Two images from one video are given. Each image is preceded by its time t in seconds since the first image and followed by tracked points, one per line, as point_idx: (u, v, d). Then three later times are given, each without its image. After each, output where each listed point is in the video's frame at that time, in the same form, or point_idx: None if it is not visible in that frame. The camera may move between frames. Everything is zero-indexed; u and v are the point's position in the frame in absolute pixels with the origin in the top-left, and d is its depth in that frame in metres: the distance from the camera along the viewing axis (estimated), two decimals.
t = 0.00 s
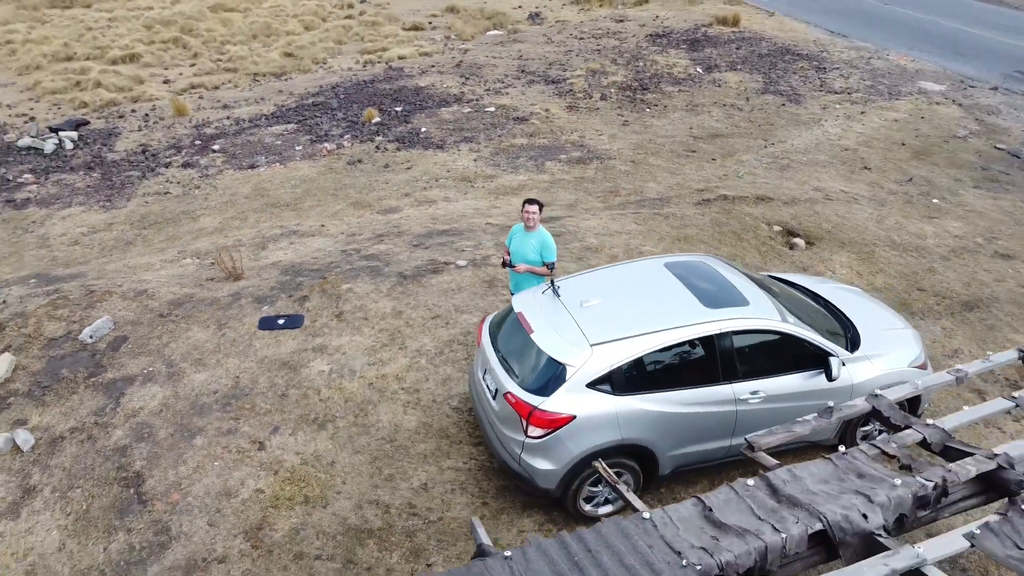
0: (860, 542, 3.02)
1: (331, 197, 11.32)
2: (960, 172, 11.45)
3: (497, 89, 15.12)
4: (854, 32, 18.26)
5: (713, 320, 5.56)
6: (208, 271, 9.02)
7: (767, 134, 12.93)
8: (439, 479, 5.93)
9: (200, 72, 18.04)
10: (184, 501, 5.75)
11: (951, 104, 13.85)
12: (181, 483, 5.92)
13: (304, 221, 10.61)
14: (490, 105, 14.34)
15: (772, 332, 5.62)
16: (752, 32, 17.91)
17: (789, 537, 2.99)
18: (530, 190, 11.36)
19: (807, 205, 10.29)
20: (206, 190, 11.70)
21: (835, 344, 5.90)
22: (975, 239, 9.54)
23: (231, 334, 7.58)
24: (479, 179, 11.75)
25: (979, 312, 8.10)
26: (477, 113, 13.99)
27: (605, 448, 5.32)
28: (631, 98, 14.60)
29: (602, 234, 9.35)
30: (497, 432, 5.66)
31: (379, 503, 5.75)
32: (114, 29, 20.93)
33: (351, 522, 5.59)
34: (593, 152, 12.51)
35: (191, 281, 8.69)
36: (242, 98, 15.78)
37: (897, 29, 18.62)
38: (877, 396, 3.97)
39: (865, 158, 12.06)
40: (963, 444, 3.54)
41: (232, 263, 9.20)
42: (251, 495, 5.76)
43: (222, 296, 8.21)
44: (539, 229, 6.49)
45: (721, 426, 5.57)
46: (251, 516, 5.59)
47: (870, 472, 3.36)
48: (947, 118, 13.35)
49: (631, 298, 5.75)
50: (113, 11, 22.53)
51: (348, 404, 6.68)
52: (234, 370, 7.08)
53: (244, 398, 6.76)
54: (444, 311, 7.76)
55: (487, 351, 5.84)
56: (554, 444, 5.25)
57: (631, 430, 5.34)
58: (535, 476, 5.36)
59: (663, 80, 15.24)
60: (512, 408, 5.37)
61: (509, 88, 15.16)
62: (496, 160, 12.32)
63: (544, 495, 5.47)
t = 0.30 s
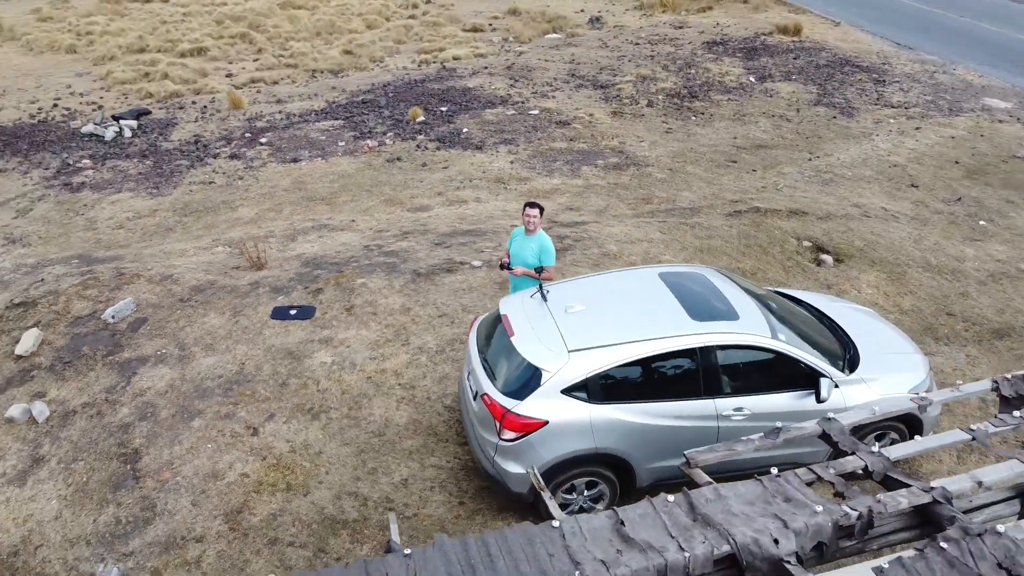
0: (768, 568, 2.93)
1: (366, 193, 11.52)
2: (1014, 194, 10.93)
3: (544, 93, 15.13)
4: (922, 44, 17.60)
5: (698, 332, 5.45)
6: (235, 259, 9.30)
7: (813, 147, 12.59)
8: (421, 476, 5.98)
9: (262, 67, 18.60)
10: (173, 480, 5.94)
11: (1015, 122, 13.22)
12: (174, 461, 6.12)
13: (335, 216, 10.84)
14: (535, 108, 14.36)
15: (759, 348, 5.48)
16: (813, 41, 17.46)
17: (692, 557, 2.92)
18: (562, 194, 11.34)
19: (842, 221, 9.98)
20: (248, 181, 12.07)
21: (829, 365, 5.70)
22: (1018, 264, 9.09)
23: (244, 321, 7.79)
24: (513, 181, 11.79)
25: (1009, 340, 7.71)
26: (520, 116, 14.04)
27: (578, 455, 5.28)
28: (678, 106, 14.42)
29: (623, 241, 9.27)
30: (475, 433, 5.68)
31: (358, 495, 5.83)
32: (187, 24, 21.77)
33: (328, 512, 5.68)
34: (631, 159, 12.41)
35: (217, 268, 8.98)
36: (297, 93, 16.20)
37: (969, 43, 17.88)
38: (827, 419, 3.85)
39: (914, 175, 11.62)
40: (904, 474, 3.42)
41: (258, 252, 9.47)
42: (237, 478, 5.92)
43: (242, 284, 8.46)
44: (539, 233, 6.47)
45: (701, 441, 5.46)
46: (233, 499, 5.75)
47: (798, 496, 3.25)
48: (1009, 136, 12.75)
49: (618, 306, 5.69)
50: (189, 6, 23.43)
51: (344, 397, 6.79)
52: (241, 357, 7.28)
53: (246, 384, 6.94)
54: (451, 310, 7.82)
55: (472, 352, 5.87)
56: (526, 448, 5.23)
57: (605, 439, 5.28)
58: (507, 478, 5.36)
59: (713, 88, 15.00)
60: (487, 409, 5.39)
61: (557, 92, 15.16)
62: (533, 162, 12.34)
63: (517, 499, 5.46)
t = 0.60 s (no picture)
0: None
1: (399, 192, 11.67)
2: None
3: (590, 99, 15.06)
4: (993, 60, 16.84)
5: (679, 345, 5.36)
6: (261, 250, 9.55)
7: (860, 163, 12.20)
8: (402, 473, 6.03)
9: (321, 65, 19.05)
10: (165, 461, 6.14)
11: None
12: (169, 443, 6.32)
13: (366, 213, 11.02)
14: (578, 113, 14.31)
15: (742, 365, 5.34)
16: (875, 54, 16.91)
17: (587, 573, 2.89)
18: (592, 202, 11.28)
19: (876, 240, 9.64)
20: (289, 176, 12.37)
21: (818, 387, 5.53)
22: None
23: (258, 312, 8.00)
24: (546, 186, 11.77)
25: None
26: (563, 121, 14.01)
27: (549, 463, 5.25)
28: (725, 116, 14.16)
29: (643, 250, 9.15)
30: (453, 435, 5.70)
31: (338, 488, 5.91)
32: (255, 21, 22.46)
33: (306, 503, 5.78)
34: (668, 168, 12.25)
35: (242, 258, 9.24)
36: (349, 92, 16.53)
37: None
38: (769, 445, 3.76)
39: (963, 196, 11.13)
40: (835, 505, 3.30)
41: (284, 245, 9.70)
42: (224, 463, 6.07)
43: (262, 275, 8.68)
44: (537, 238, 6.40)
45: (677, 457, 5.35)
46: (218, 483, 5.90)
47: (715, 518, 3.17)
48: None
49: (601, 314, 5.63)
50: (260, 4, 24.17)
51: (340, 391, 6.90)
52: (248, 346, 7.48)
53: (249, 373, 7.12)
54: (458, 312, 7.86)
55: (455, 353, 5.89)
56: (495, 453, 5.23)
57: (577, 449, 5.23)
58: (478, 481, 5.36)
59: (763, 99, 14.68)
60: (462, 411, 5.40)
61: (603, 98, 15.07)
62: (568, 168, 12.30)
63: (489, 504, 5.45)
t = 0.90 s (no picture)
0: None
1: (433, 193, 11.79)
2: None
3: (637, 106, 14.91)
4: None
5: (659, 358, 5.26)
6: (289, 244, 9.78)
7: (908, 182, 11.75)
8: (385, 471, 6.08)
9: (379, 65, 19.40)
10: (162, 443, 6.35)
11: None
12: (168, 426, 6.53)
13: (398, 213, 11.17)
14: (623, 121, 14.19)
15: (722, 383, 5.21)
16: (942, 70, 16.26)
17: None
18: (624, 210, 11.17)
19: (912, 263, 9.26)
20: (329, 172, 12.63)
21: (804, 411, 5.35)
22: None
23: (273, 304, 8.19)
24: (580, 192, 11.71)
25: None
26: (606, 128, 13.92)
27: (520, 471, 5.22)
28: (774, 129, 13.83)
29: (664, 262, 9.02)
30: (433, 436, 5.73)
31: (321, 481, 6.01)
32: (322, 21, 23.02)
33: (288, 493, 5.89)
34: (706, 180, 12.04)
35: (268, 251, 9.48)
36: (401, 93, 16.78)
37: None
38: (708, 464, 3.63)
39: (1016, 220, 10.59)
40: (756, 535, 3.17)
41: (312, 240, 9.91)
42: (216, 449, 6.24)
43: (284, 268, 8.89)
44: (536, 245, 6.34)
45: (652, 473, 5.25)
46: (206, 468, 6.07)
47: (625, 536, 3.11)
48: None
49: (585, 323, 5.58)
50: (329, 4, 24.80)
51: (339, 386, 7.01)
52: (258, 337, 7.67)
53: (255, 363, 7.30)
54: (466, 314, 7.89)
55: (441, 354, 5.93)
56: (467, 457, 5.23)
57: (548, 458, 5.19)
58: (451, 484, 5.37)
59: (816, 113, 14.28)
60: (438, 413, 5.43)
61: (651, 106, 14.90)
62: (604, 176, 12.21)
63: (461, 507, 5.46)
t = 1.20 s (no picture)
0: None
1: (468, 194, 11.85)
2: None
3: (687, 114, 14.69)
4: None
5: (636, 371, 5.18)
6: (317, 238, 9.98)
7: (961, 203, 11.24)
8: (370, 467, 6.15)
9: (436, 66, 19.63)
10: (163, 425, 6.57)
11: None
12: (172, 409, 6.75)
13: (430, 212, 11.28)
14: (669, 129, 13.99)
15: (699, 399, 5.09)
16: (1015, 87, 15.49)
17: None
18: (656, 219, 11.02)
19: (948, 287, 8.86)
20: (371, 170, 12.84)
21: (787, 434, 5.19)
22: None
23: (291, 297, 8.38)
24: (614, 200, 11.60)
25: None
26: (651, 135, 13.75)
27: (490, 475, 5.21)
28: (825, 142, 13.42)
29: (685, 273, 8.86)
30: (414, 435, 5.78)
31: (307, 472, 6.12)
32: (387, 21, 23.43)
33: (274, 482, 6.02)
34: (746, 192, 11.77)
35: (296, 244, 9.70)
36: (453, 94, 16.94)
37: None
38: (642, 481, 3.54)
39: None
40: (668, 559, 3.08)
41: (340, 236, 10.09)
42: (213, 435, 6.42)
43: (307, 262, 9.09)
44: (535, 250, 6.31)
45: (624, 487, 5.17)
46: (200, 452, 6.25)
47: (532, 549, 3.07)
48: None
49: (569, 332, 5.53)
50: (397, 5, 25.21)
51: (340, 380, 7.13)
52: (271, 328, 7.85)
53: (264, 353, 7.48)
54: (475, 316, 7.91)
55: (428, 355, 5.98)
56: (439, 458, 5.25)
57: (519, 464, 5.16)
58: (424, 485, 5.40)
59: (872, 127, 13.79)
60: (416, 413, 5.47)
61: (700, 115, 14.66)
62: (642, 183, 12.07)
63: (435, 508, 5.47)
